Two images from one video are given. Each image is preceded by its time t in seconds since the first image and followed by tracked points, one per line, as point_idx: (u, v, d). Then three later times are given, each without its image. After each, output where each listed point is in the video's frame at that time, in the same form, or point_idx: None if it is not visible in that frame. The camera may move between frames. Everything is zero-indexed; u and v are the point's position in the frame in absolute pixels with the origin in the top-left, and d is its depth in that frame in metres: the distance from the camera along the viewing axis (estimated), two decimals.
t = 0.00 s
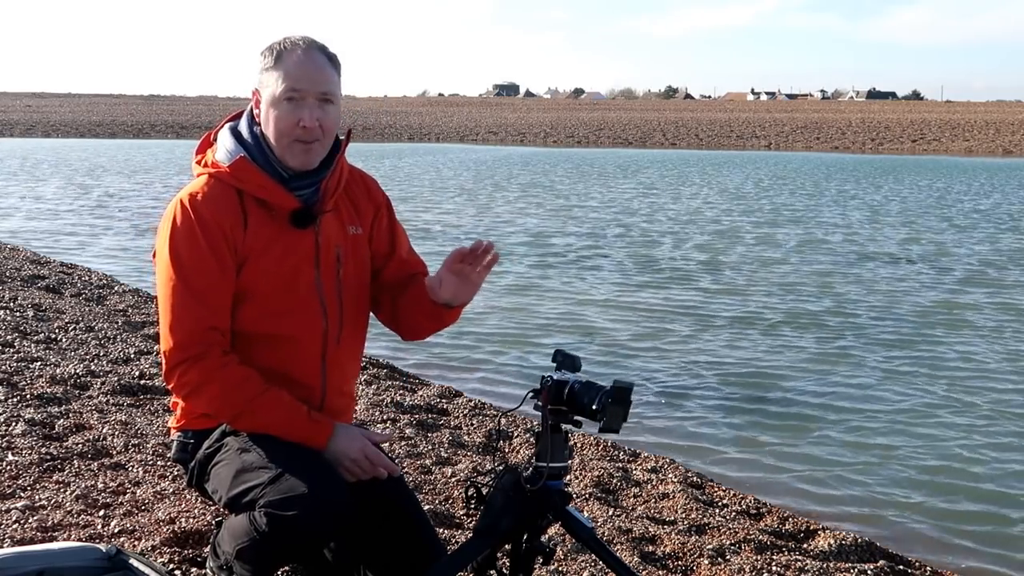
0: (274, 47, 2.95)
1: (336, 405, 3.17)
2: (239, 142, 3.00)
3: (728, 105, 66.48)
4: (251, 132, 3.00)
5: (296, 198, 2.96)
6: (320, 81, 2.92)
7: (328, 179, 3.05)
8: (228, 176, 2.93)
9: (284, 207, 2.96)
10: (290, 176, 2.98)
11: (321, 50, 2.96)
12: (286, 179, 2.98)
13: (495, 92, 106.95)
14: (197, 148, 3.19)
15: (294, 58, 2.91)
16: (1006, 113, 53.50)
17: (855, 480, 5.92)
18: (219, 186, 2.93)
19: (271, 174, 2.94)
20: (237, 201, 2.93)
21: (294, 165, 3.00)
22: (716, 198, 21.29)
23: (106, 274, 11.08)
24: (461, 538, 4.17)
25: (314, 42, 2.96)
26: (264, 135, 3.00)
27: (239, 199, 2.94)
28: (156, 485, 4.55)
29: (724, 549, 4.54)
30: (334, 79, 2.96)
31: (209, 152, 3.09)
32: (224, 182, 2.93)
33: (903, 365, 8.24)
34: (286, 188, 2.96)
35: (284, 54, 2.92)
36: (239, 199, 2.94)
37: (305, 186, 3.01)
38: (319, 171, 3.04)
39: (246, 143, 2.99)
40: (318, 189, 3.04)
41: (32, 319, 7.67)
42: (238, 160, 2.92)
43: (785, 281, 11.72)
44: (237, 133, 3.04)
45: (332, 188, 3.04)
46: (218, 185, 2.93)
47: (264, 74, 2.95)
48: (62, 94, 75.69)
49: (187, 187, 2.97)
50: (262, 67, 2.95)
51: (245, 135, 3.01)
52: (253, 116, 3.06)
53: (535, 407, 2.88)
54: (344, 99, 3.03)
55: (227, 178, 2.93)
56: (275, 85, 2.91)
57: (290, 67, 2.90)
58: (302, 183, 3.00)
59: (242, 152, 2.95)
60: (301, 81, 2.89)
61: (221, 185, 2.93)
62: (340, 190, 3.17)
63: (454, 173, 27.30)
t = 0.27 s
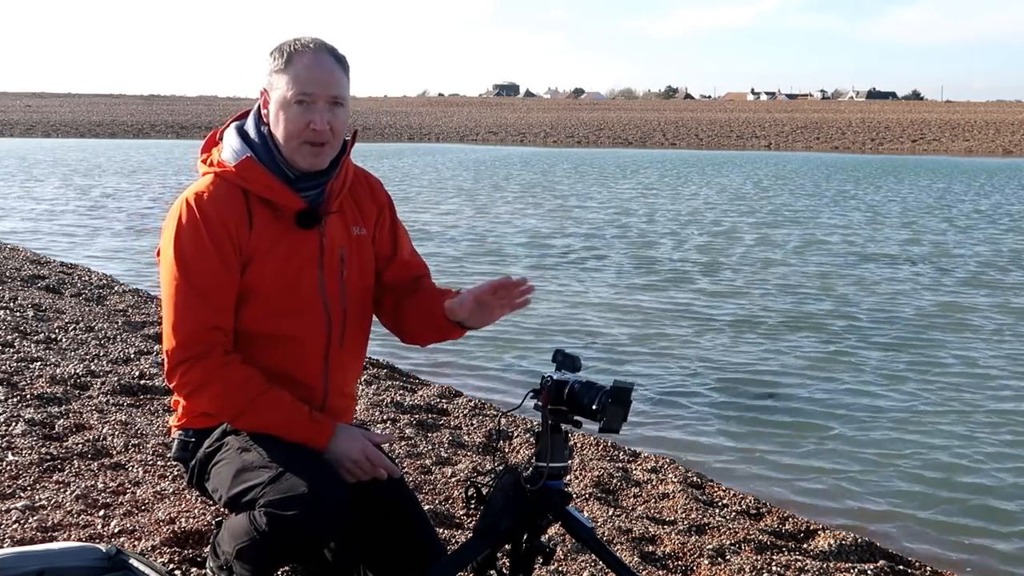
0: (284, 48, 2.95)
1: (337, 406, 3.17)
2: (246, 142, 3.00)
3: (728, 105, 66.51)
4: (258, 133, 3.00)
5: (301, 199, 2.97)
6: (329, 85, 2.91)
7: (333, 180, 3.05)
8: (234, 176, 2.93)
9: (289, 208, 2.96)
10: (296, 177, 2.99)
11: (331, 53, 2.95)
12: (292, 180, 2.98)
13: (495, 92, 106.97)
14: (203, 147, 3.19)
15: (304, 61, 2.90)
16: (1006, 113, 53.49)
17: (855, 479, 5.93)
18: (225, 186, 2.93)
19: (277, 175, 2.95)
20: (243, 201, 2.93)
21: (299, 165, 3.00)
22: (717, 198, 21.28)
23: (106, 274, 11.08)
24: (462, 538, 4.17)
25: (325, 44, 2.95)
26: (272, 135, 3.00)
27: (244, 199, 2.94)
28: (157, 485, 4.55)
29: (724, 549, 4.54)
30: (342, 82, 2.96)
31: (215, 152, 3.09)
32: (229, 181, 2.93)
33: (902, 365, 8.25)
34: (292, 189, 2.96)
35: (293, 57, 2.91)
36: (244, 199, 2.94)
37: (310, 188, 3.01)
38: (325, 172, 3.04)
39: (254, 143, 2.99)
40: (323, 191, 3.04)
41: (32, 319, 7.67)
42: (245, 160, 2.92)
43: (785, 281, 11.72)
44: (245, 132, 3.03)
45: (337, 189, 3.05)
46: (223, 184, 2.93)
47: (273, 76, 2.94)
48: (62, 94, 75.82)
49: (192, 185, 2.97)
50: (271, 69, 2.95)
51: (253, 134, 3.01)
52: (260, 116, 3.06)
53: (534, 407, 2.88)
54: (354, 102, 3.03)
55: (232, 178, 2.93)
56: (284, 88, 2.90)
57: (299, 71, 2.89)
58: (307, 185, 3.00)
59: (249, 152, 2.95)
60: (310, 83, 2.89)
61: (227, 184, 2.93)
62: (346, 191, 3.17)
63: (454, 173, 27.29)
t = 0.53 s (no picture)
0: (291, 48, 2.95)
1: (339, 406, 3.17)
2: (251, 141, 3.01)
3: (728, 105, 66.53)
4: (263, 132, 3.01)
5: (305, 200, 2.97)
6: (336, 85, 2.91)
7: (337, 181, 3.05)
8: (238, 176, 2.93)
9: (293, 209, 2.97)
10: (301, 177, 2.99)
11: (337, 53, 2.95)
12: (296, 180, 2.98)
13: (495, 92, 106.99)
14: (207, 146, 3.20)
15: (311, 61, 2.90)
16: (1007, 113, 53.49)
17: (855, 479, 5.93)
18: (229, 185, 2.93)
19: (282, 175, 2.95)
20: (247, 201, 2.93)
21: (304, 165, 3.00)
22: (716, 198, 21.30)
23: (106, 274, 11.08)
24: (462, 538, 4.18)
25: (331, 45, 2.95)
26: (277, 135, 3.00)
27: (248, 198, 2.94)
28: (156, 485, 4.56)
29: (723, 548, 4.54)
30: (348, 82, 2.96)
31: (219, 151, 3.09)
32: (234, 181, 2.93)
33: (902, 365, 8.25)
34: (296, 189, 2.96)
35: (300, 58, 2.91)
36: (248, 199, 2.94)
37: (314, 188, 3.01)
38: (330, 172, 3.04)
39: (259, 142, 2.99)
40: (327, 191, 3.05)
41: (32, 319, 7.67)
42: (250, 159, 2.92)
43: (785, 281, 11.72)
44: (250, 132, 3.03)
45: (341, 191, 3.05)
46: (228, 184, 2.93)
47: (279, 75, 2.94)
48: (62, 94, 75.87)
49: (197, 184, 2.97)
50: (277, 69, 2.95)
51: (258, 134, 3.01)
52: (266, 115, 3.06)
53: (534, 407, 2.88)
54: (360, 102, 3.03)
55: (237, 177, 2.93)
56: (290, 87, 2.90)
57: (306, 70, 2.89)
58: (311, 185, 3.00)
59: (253, 151, 2.95)
60: (318, 83, 2.89)
61: (231, 184, 2.93)
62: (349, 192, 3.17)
63: (454, 173, 27.28)
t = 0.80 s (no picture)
0: (288, 48, 2.94)
1: (339, 406, 3.17)
2: (249, 141, 3.01)
3: (728, 105, 66.56)
4: (260, 132, 3.01)
5: (304, 200, 2.97)
6: (333, 85, 2.91)
7: (336, 180, 3.05)
8: (236, 176, 2.93)
9: (292, 208, 2.97)
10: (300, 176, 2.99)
11: (335, 53, 2.95)
12: (294, 179, 2.98)
13: (495, 92, 107.03)
14: (204, 146, 3.19)
15: (306, 61, 2.90)
16: (1006, 113, 53.53)
17: (857, 479, 5.93)
18: (227, 186, 2.93)
19: (281, 175, 2.95)
20: (245, 201, 2.93)
21: (303, 165, 3.00)
22: (716, 198, 21.32)
23: (106, 275, 11.08)
24: (462, 538, 4.18)
25: (328, 44, 2.95)
26: (274, 135, 3.00)
27: (247, 198, 2.94)
28: (156, 485, 4.56)
29: (724, 548, 4.54)
30: (346, 81, 2.96)
31: (216, 151, 3.09)
32: (232, 181, 2.93)
33: (902, 365, 8.26)
34: (295, 189, 2.97)
35: (295, 57, 2.91)
36: (246, 199, 2.94)
37: (312, 188, 3.01)
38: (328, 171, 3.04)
39: (257, 142, 2.99)
40: (326, 191, 3.05)
41: (31, 319, 7.67)
42: (248, 159, 2.92)
43: (785, 281, 11.73)
44: (247, 132, 3.03)
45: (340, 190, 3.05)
46: (226, 184, 2.93)
47: (276, 76, 2.94)
48: (62, 94, 75.87)
49: (195, 185, 2.97)
50: (275, 68, 2.95)
51: (255, 134, 3.01)
52: (263, 115, 3.06)
53: (535, 407, 2.88)
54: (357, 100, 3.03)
55: (235, 177, 2.93)
56: (288, 87, 2.90)
57: (302, 70, 2.89)
58: (310, 184, 3.01)
59: (251, 152, 2.95)
60: (317, 83, 2.89)
61: (230, 184, 2.93)
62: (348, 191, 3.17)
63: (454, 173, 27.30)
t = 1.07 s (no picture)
0: (285, 52, 2.93)
1: (339, 405, 3.17)
2: (246, 143, 3.00)
3: (728, 105, 66.58)
4: (258, 134, 3.01)
5: (304, 201, 2.97)
6: (342, 85, 2.94)
7: (335, 180, 3.05)
8: (234, 178, 2.92)
9: (291, 209, 2.96)
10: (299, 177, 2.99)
11: (336, 54, 2.96)
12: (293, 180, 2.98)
13: (495, 92, 107.06)
14: (201, 148, 3.18)
15: (311, 64, 2.90)
16: (1006, 113, 53.55)
17: (858, 479, 5.93)
18: (226, 188, 2.92)
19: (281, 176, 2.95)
20: (244, 203, 2.93)
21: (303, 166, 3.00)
22: (716, 198, 21.32)
23: (106, 275, 11.08)
24: (462, 538, 4.18)
25: (327, 45, 2.95)
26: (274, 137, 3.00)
27: (245, 200, 2.94)
28: (157, 485, 4.56)
29: (724, 548, 4.54)
30: (346, 80, 2.97)
31: (214, 154, 3.09)
32: (230, 184, 2.93)
33: (902, 365, 8.26)
34: (294, 190, 2.96)
35: (299, 60, 2.91)
36: (245, 201, 2.93)
37: (312, 188, 3.01)
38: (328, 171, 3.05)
39: (254, 145, 2.99)
40: (325, 191, 3.05)
41: (31, 319, 7.67)
42: (247, 162, 2.92)
43: (784, 281, 11.74)
44: (245, 134, 3.03)
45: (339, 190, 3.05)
46: (224, 186, 2.93)
47: (276, 79, 2.93)
48: (62, 94, 75.90)
49: (193, 187, 2.97)
50: (273, 72, 2.94)
51: (252, 136, 3.01)
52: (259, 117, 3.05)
53: (535, 407, 2.88)
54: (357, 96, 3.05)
55: (234, 180, 2.93)
56: (291, 91, 2.90)
57: (308, 73, 2.89)
58: (310, 185, 3.01)
59: (250, 154, 2.95)
60: (320, 85, 2.90)
61: (228, 187, 2.93)
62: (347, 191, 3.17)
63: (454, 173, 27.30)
